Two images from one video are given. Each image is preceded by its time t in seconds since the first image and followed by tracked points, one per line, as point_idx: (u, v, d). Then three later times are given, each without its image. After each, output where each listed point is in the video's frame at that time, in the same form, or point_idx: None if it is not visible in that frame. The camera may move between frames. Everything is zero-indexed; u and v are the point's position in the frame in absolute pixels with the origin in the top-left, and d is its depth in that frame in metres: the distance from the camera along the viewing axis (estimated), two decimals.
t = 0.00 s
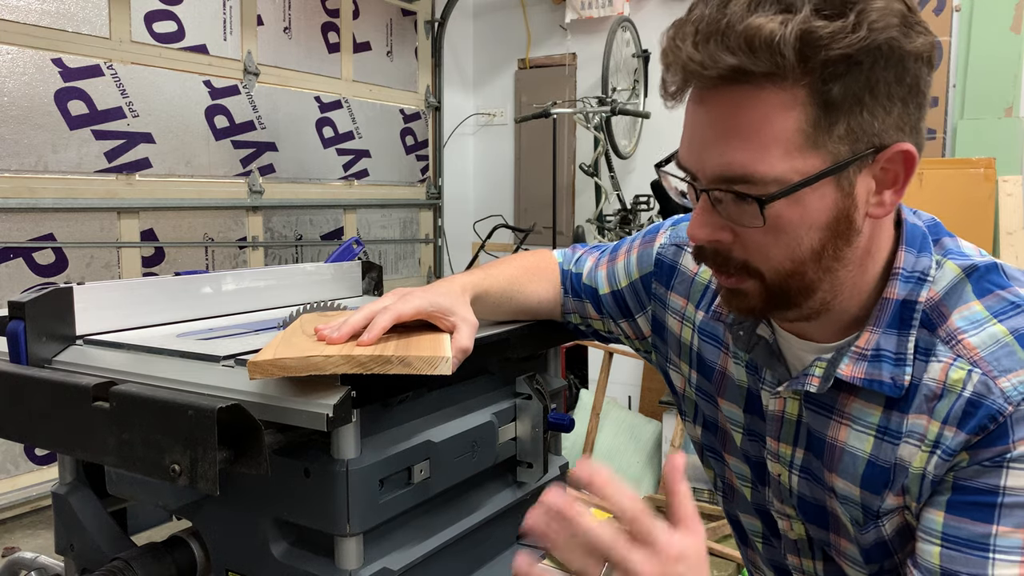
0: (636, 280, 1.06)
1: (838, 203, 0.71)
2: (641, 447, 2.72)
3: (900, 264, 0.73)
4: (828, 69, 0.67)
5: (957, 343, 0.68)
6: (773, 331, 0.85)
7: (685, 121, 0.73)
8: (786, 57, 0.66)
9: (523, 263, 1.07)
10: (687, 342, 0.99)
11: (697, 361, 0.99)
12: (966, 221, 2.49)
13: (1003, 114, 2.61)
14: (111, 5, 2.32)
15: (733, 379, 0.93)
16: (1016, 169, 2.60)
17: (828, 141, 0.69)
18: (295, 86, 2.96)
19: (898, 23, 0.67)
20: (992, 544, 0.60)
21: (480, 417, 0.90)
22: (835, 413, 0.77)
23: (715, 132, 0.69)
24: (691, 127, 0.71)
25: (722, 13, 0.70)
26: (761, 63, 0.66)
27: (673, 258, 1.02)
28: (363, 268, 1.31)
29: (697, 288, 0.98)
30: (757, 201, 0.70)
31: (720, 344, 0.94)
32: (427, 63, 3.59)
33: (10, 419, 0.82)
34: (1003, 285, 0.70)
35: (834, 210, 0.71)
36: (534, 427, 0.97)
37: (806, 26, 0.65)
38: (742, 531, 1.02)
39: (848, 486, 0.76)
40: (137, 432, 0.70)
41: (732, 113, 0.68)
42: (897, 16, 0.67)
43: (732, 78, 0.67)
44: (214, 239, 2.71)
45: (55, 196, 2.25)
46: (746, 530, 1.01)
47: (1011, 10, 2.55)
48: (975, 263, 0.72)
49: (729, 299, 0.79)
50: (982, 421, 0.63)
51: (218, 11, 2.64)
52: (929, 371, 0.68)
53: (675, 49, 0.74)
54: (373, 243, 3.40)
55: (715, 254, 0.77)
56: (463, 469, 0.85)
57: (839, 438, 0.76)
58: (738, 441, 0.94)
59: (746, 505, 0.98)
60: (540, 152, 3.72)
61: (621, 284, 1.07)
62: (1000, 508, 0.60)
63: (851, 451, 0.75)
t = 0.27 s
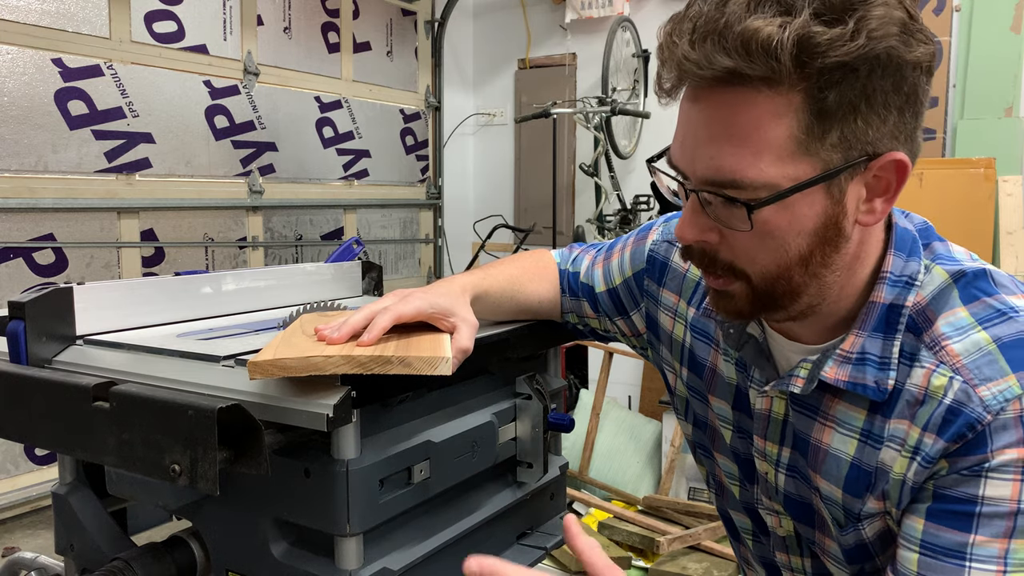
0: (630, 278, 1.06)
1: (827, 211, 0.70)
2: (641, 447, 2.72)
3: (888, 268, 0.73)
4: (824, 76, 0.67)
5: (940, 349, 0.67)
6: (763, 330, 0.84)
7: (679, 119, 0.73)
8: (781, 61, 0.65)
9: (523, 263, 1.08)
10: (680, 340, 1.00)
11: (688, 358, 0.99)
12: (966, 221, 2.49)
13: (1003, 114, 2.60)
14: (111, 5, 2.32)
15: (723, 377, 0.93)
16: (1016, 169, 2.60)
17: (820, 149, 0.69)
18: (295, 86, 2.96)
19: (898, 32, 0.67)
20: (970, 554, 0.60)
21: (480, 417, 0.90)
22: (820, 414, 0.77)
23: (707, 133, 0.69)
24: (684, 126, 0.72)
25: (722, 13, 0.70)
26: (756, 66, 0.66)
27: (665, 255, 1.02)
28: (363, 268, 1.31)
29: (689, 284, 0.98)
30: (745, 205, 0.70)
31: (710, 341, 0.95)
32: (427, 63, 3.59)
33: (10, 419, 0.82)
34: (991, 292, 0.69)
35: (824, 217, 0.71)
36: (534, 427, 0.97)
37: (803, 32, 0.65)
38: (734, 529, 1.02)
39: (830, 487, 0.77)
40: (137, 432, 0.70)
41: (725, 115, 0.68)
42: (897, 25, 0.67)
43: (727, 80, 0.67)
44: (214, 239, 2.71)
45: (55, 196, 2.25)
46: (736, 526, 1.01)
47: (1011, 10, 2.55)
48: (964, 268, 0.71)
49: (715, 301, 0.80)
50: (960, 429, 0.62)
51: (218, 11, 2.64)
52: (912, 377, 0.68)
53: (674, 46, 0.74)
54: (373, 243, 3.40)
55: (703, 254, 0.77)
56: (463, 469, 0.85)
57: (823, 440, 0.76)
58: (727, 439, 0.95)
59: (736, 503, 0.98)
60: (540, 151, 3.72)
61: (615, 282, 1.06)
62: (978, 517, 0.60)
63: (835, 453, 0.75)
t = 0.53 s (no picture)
0: (631, 271, 1.06)
1: (820, 208, 0.71)
2: (641, 447, 2.72)
3: (879, 267, 0.73)
4: (822, 74, 0.67)
5: (927, 348, 0.67)
6: (756, 324, 0.85)
7: (677, 112, 0.73)
8: (780, 57, 0.66)
9: (523, 263, 1.08)
10: (681, 332, 1.00)
11: (688, 351, 0.99)
12: (966, 222, 2.49)
13: (1003, 114, 2.60)
14: (111, 5, 2.32)
15: (719, 370, 0.93)
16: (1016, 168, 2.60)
17: (815, 147, 0.69)
18: (295, 86, 2.96)
19: (898, 33, 0.67)
20: (951, 551, 0.60)
21: (480, 417, 0.90)
22: (808, 409, 0.77)
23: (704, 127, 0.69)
24: (681, 119, 0.72)
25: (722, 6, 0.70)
26: (755, 61, 0.66)
27: (667, 246, 1.03)
28: (363, 268, 1.31)
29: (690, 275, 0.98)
30: (739, 200, 0.70)
31: (707, 334, 0.95)
32: (427, 63, 3.59)
33: (10, 419, 0.82)
34: (980, 292, 0.68)
35: (817, 214, 0.71)
36: (534, 427, 0.97)
37: (803, 28, 0.65)
38: (731, 523, 1.02)
39: (817, 482, 0.77)
40: (137, 432, 0.70)
41: (722, 109, 0.68)
42: (896, 26, 0.66)
43: (725, 73, 0.67)
44: (214, 239, 2.71)
45: (55, 196, 2.25)
46: (733, 520, 1.01)
47: (1011, 10, 2.55)
48: (955, 268, 0.71)
49: (706, 295, 0.80)
50: (942, 428, 0.63)
51: (218, 11, 2.64)
52: (899, 375, 0.69)
53: (674, 38, 0.74)
54: (373, 243, 3.40)
55: (695, 247, 0.78)
56: (463, 469, 0.85)
57: (810, 434, 0.76)
58: (722, 432, 0.95)
59: (732, 496, 0.99)
60: (540, 151, 3.72)
61: (618, 275, 1.07)
62: (960, 515, 0.60)
63: (821, 448, 0.75)
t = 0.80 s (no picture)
0: (636, 274, 1.06)
1: (829, 200, 0.70)
2: (641, 447, 2.72)
3: (882, 273, 0.73)
4: (828, 61, 0.67)
5: (929, 355, 0.68)
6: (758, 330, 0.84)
7: (682, 107, 0.73)
8: (786, 44, 0.66)
9: (522, 263, 1.08)
10: (683, 336, 1.00)
11: (691, 355, 0.99)
12: (966, 222, 2.49)
13: (1003, 114, 2.60)
14: (111, 5, 2.32)
15: (723, 374, 0.93)
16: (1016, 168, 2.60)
17: (823, 136, 0.68)
18: (295, 86, 2.96)
19: (898, 23, 0.67)
20: (953, 557, 0.60)
21: (480, 417, 0.90)
22: (811, 415, 0.77)
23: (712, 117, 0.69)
24: (687, 112, 0.72)
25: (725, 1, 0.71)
26: (761, 48, 0.66)
27: (672, 251, 1.02)
28: (363, 268, 1.31)
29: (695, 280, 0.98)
30: (749, 190, 0.70)
31: (711, 338, 0.94)
32: (427, 63, 3.59)
33: (10, 419, 0.82)
34: (983, 297, 0.69)
35: (826, 206, 0.70)
36: (534, 427, 0.97)
37: (808, 16, 0.66)
38: (735, 526, 1.02)
39: (820, 488, 0.77)
40: (137, 432, 0.70)
41: (730, 97, 0.68)
42: (897, 16, 0.67)
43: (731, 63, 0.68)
44: (214, 239, 2.71)
45: (55, 196, 2.25)
46: (736, 525, 1.01)
47: (1011, 10, 2.55)
48: (958, 273, 0.71)
49: (715, 295, 0.79)
50: (944, 434, 0.63)
51: (218, 11, 2.64)
52: (901, 381, 0.69)
53: (677, 38, 0.75)
54: (373, 243, 3.40)
55: (704, 246, 0.77)
56: (463, 469, 0.85)
57: (813, 440, 0.77)
58: (726, 436, 0.95)
59: (736, 500, 0.98)
60: (540, 151, 3.72)
61: (621, 278, 1.06)
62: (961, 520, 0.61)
63: (825, 454, 0.75)
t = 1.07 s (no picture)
0: (631, 276, 1.06)
1: (828, 221, 0.70)
2: (641, 447, 2.72)
3: (882, 276, 0.73)
4: (834, 86, 0.66)
5: (928, 356, 0.67)
6: (757, 335, 0.86)
7: (685, 120, 0.72)
8: (792, 67, 0.65)
9: (522, 263, 1.08)
10: (678, 340, 1.00)
11: (687, 359, 0.99)
12: (966, 222, 2.49)
13: (1003, 114, 2.60)
14: (111, 5, 2.32)
15: (720, 379, 0.93)
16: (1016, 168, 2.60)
17: (824, 160, 0.68)
18: (295, 86, 2.96)
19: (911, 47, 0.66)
20: (943, 546, 0.60)
21: (480, 417, 0.90)
22: (812, 420, 0.77)
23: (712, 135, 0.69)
24: (690, 127, 0.71)
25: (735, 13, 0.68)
26: (767, 69, 0.65)
27: (665, 255, 1.02)
28: (363, 268, 1.31)
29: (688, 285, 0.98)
30: (745, 212, 0.70)
31: (709, 343, 0.94)
32: (427, 63, 3.59)
33: (10, 419, 0.82)
34: (983, 299, 0.69)
35: (824, 227, 0.71)
36: (534, 427, 0.97)
37: (817, 37, 0.64)
38: (733, 530, 1.02)
39: (819, 492, 0.77)
40: (137, 432, 0.70)
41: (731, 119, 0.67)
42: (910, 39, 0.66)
43: (735, 81, 0.67)
44: (214, 239, 2.71)
45: (55, 196, 2.25)
46: (735, 527, 1.01)
47: (1010, 10, 2.55)
48: (957, 276, 0.71)
49: (709, 307, 0.80)
50: (942, 433, 0.63)
51: (218, 12, 2.64)
52: (900, 383, 0.69)
53: (685, 46, 0.73)
54: (373, 243, 3.40)
55: (698, 259, 0.77)
56: (463, 469, 0.85)
57: (814, 445, 0.76)
58: (723, 440, 0.95)
59: (734, 503, 0.98)
60: (540, 151, 3.72)
61: (617, 279, 1.06)
62: (954, 512, 0.61)
63: (825, 458, 0.75)
